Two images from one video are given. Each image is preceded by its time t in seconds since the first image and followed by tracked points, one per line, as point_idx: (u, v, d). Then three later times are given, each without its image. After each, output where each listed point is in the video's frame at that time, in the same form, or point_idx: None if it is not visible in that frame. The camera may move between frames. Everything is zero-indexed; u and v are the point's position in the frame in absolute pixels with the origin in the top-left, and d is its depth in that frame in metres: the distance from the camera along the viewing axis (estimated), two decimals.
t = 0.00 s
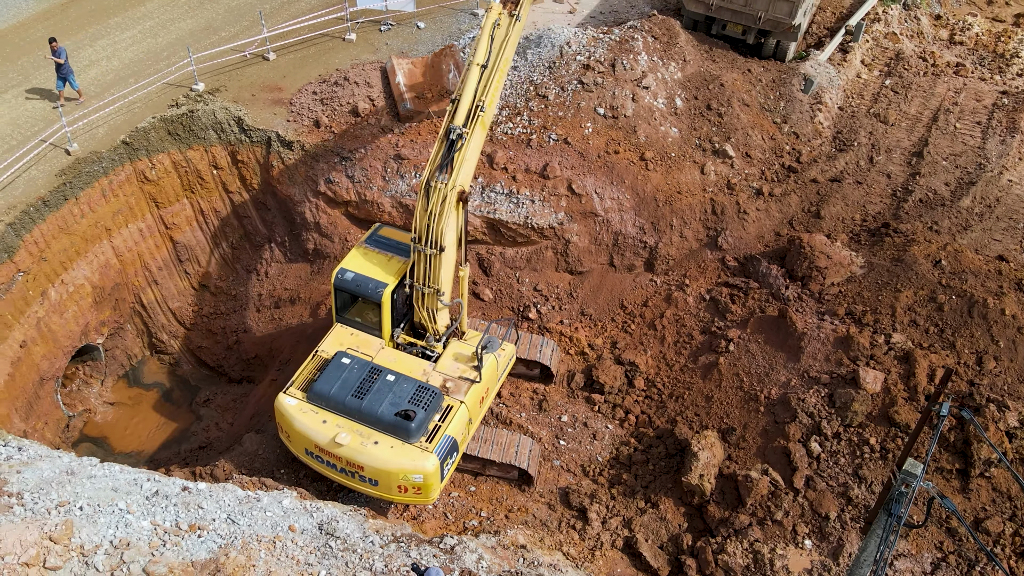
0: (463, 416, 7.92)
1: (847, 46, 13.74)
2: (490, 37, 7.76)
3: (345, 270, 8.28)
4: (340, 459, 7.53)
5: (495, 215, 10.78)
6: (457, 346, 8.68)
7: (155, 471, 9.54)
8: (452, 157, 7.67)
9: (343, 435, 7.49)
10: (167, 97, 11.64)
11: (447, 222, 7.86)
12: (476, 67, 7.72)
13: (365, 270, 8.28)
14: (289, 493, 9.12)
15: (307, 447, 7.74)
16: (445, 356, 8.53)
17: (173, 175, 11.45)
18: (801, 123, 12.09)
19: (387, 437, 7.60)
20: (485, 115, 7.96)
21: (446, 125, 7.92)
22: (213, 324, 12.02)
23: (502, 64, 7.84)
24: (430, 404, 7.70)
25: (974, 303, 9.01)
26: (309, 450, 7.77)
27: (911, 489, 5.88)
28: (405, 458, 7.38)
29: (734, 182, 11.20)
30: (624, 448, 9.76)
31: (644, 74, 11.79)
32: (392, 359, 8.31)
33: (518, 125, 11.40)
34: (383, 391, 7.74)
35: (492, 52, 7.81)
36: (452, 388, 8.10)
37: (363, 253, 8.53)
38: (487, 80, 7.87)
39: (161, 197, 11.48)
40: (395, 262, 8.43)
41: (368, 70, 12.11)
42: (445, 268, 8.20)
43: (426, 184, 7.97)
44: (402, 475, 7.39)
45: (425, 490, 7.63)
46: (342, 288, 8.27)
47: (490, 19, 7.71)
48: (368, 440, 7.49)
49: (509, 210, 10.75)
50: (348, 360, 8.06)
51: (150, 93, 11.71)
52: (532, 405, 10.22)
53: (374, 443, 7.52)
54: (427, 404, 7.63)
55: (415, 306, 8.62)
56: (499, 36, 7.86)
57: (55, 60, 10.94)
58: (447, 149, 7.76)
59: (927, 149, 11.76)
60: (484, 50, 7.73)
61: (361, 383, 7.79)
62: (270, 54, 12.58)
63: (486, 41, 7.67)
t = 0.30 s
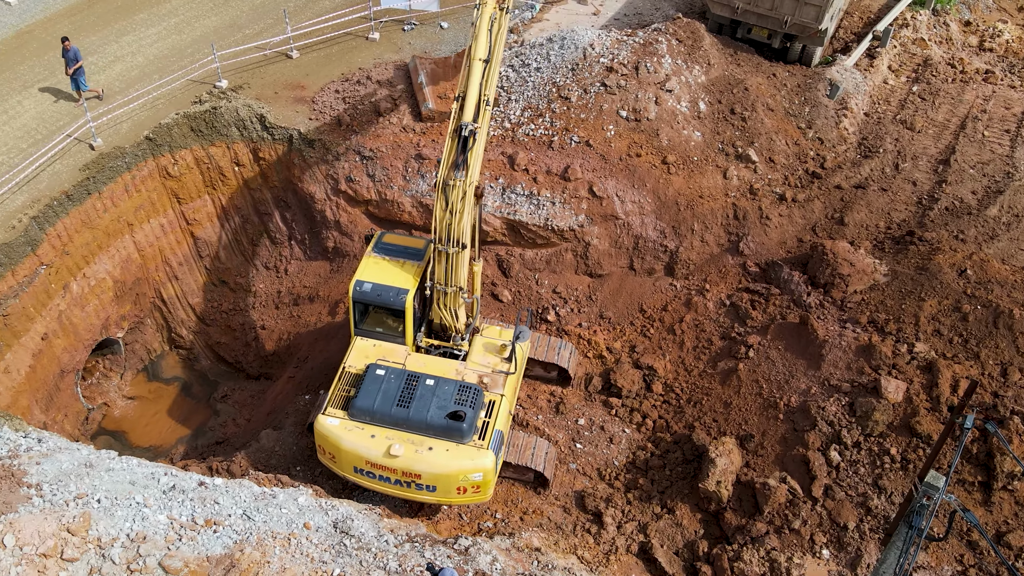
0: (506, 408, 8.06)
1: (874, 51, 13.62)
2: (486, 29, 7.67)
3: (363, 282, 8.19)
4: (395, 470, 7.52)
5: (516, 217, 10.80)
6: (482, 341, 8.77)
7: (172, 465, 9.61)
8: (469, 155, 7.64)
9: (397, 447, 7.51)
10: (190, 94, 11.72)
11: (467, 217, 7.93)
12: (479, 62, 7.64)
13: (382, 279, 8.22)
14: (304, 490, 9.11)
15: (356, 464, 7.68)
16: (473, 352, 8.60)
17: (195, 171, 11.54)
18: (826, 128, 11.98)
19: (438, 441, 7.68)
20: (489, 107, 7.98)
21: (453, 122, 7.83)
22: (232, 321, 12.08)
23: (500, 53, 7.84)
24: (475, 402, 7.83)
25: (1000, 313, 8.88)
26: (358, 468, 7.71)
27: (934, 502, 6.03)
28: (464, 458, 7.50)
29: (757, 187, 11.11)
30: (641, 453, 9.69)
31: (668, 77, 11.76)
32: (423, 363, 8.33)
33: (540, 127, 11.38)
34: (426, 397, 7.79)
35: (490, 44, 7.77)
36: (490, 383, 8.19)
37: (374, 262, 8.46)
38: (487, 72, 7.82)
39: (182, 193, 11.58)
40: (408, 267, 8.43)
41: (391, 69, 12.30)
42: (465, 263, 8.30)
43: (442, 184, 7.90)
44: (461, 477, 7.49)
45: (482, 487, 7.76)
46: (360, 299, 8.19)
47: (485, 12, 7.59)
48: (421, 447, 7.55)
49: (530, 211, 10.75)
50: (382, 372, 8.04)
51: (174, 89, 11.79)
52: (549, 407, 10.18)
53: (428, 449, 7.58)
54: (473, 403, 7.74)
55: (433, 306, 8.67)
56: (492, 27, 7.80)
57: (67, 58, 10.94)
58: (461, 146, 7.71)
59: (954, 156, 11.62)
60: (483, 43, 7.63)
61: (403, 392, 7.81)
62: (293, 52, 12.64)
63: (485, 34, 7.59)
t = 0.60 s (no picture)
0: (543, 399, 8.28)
1: (902, 57, 13.49)
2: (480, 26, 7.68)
3: (383, 294, 8.18)
4: (453, 476, 7.52)
5: (536, 218, 10.79)
6: (505, 336, 8.88)
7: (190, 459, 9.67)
8: (483, 154, 7.81)
9: (453, 452, 7.51)
10: (214, 90, 11.78)
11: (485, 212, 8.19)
12: (479, 61, 7.70)
13: (401, 288, 8.23)
14: (320, 488, 9.09)
15: (410, 477, 7.60)
16: (500, 348, 8.70)
17: (217, 168, 11.64)
18: (851, 134, 11.87)
19: (489, 442, 7.77)
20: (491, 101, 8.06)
21: (460, 123, 7.90)
22: (252, 317, 12.12)
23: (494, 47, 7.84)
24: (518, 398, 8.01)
25: None
26: (412, 480, 7.63)
27: (957, 515, 5.96)
28: (520, 453, 7.62)
29: (780, 193, 11.03)
30: (658, 457, 9.60)
31: (692, 80, 11.70)
32: (452, 366, 8.40)
33: (562, 128, 11.36)
34: (470, 400, 7.89)
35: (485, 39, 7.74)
36: (524, 374, 8.33)
37: (388, 272, 8.43)
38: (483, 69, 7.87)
39: (204, 189, 11.69)
40: (424, 272, 8.47)
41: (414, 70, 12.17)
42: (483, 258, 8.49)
43: (456, 187, 8.04)
44: (519, 472, 7.62)
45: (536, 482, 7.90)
46: (383, 311, 8.17)
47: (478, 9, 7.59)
48: (476, 449, 7.62)
49: (550, 213, 10.73)
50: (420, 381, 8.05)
51: (197, 86, 11.86)
52: (566, 410, 10.16)
53: (483, 450, 7.64)
54: (516, 399, 7.93)
55: (452, 308, 8.75)
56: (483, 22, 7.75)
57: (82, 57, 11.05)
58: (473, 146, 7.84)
59: (982, 164, 11.48)
60: (479, 41, 7.67)
61: (446, 398, 7.87)
62: (316, 50, 12.68)
63: (480, 34, 7.56)
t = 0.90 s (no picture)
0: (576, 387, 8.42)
1: (929, 63, 13.37)
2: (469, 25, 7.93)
3: (406, 306, 8.11)
4: (510, 477, 7.58)
5: (555, 220, 10.75)
6: (523, 331, 8.95)
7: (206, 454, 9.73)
8: (497, 151, 7.83)
9: (509, 453, 7.54)
10: (236, 87, 11.84)
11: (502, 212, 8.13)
12: (478, 61, 7.84)
13: (423, 298, 8.20)
14: (334, 485, 9.09)
15: (466, 484, 7.58)
16: (523, 344, 8.76)
17: (238, 165, 11.65)
18: (876, 140, 11.77)
19: (538, 436, 7.84)
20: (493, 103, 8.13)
21: (466, 126, 7.90)
22: (269, 314, 12.09)
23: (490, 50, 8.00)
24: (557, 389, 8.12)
25: None
26: (468, 486, 7.61)
27: (977, 528, 5.85)
28: (572, 444, 7.76)
29: (802, 198, 10.94)
30: (674, 462, 9.49)
31: (715, 83, 11.65)
32: (482, 368, 8.38)
33: (583, 130, 11.39)
34: (512, 398, 7.89)
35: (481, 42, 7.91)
36: (553, 366, 8.45)
37: (404, 283, 8.39)
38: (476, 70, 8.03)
39: (224, 185, 11.76)
40: (440, 279, 8.47)
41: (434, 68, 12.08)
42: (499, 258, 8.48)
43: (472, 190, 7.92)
44: (572, 462, 7.76)
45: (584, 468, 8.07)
46: (410, 323, 8.09)
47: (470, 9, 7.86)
48: (529, 446, 7.68)
49: (569, 216, 10.71)
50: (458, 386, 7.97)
51: (220, 82, 11.93)
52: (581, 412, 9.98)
53: (535, 446, 7.72)
54: (557, 390, 7.99)
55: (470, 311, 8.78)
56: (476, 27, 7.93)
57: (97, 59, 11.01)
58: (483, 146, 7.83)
59: (1009, 173, 11.33)
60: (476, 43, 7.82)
61: (489, 400, 7.84)
62: (339, 49, 12.72)
63: (477, 37, 7.76)
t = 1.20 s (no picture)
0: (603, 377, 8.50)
1: (956, 70, 13.25)
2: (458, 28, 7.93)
3: (432, 317, 8.00)
4: (563, 472, 7.53)
5: (574, 222, 10.73)
6: (541, 327, 9.00)
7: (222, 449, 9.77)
8: (507, 149, 7.86)
9: (560, 448, 7.49)
10: (258, 84, 11.95)
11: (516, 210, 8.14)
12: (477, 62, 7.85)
13: (447, 306, 8.12)
14: (348, 483, 9.11)
15: (521, 486, 7.47)
16: (544, 339, 8.81)
17: (259, 161, 11.67)
18: (900, 147, 11.67)
19: (582, 428, 7.84)
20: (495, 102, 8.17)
21: (472, 127, 7.88)
22: (287, 310, 12.24)
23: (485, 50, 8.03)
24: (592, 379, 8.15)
25: None
26: (522, 488, 7.52)
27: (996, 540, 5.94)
28: (617, 430, 7.80)
29: (824, 204, 10.86)
30: (689, 467, 9.42)
31: (738, 87, 11.63)
32: (510, 369, 8.37)
33: (604, 132, 11.45)
34: (552, 394, 7.86)
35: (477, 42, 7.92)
36: (579, 356, 8.53)
37: (423, 293, 8.27)
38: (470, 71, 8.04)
39: (244, 181, 11.73)
40: (457, 284, 8.42)
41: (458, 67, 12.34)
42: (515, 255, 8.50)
43: (488, 191, 7.91)
44: (618, 448, 7.81)
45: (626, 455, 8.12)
46: (438, 334, 7.97)
47: (459, 11, 7.89)
48: (577, 439, 7.67)
49: (589, 218, 10.69)
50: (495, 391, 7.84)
51: (242, 79, 12.05)
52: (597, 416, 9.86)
53: (582, 437, 7.71)
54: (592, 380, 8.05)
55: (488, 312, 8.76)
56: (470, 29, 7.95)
57: (114, 59, 11.08)
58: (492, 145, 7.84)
59: None
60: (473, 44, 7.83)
61: (530, 399, 7.77)
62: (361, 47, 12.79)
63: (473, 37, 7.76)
